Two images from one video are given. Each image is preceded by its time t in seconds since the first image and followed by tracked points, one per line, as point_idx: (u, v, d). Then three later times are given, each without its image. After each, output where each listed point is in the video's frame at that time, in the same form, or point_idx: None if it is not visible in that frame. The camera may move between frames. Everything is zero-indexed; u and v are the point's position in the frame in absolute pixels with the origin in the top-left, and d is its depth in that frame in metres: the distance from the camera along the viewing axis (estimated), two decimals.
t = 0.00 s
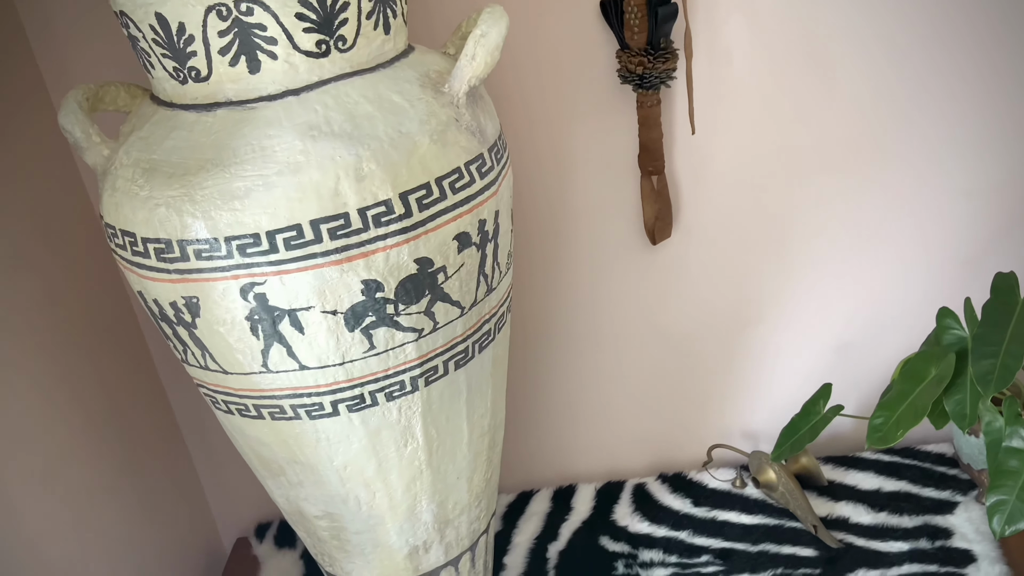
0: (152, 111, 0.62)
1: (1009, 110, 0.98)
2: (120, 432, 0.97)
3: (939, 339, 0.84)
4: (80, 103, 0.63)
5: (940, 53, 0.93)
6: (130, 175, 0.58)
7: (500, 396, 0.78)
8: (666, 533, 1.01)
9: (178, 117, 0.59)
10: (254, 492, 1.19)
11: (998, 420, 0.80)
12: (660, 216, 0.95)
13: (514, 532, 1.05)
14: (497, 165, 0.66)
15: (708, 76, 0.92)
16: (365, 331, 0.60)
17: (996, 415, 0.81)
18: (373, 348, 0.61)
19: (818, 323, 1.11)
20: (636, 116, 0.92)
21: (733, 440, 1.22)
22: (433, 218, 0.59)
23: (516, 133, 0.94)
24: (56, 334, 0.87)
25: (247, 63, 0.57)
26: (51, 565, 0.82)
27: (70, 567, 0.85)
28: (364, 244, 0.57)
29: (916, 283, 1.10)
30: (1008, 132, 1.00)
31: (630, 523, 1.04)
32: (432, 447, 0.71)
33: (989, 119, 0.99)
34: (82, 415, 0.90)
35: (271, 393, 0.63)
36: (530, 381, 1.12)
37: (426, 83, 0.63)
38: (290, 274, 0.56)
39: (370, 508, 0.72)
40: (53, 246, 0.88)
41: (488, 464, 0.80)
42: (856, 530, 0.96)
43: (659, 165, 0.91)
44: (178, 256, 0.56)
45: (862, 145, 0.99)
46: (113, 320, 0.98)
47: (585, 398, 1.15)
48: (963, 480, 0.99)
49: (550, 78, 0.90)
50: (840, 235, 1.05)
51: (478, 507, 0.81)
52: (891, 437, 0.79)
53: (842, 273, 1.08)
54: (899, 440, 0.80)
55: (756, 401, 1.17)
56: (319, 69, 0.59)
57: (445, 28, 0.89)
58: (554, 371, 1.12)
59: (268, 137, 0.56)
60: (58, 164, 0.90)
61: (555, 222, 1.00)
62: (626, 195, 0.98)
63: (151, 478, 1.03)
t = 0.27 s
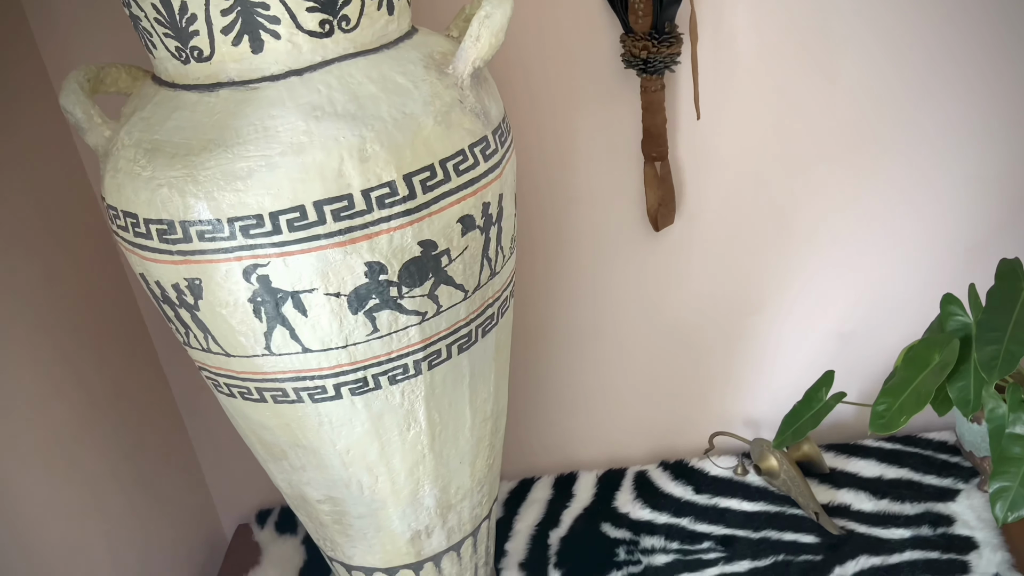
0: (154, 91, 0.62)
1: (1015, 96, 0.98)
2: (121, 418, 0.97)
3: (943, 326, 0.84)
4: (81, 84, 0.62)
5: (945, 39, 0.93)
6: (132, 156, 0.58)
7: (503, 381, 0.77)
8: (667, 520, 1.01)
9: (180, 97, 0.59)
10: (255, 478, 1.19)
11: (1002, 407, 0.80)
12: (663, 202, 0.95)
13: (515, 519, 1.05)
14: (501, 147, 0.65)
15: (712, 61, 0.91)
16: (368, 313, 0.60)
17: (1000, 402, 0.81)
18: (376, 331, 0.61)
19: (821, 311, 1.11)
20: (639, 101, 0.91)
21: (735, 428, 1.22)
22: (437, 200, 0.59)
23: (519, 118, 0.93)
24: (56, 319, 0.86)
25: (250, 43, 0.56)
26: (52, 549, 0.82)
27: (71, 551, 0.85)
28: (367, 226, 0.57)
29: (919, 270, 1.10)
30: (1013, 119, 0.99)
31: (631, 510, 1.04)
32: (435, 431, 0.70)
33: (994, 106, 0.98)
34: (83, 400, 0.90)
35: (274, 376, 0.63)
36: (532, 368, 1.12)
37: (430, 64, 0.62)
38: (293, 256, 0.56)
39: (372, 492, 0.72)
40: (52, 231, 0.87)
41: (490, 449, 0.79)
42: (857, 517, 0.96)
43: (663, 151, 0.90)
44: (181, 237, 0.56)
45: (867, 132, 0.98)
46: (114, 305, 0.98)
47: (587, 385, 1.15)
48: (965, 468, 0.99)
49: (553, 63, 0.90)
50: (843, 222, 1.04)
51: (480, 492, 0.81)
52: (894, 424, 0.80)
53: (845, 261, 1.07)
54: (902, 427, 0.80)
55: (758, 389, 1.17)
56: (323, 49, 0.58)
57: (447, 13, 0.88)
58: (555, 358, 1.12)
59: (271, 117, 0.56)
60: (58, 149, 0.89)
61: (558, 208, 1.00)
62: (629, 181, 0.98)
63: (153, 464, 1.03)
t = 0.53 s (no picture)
0: (156, 69, 0.61)
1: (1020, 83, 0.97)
2: (123, 402, 0.97)
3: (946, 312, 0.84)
4: (83, 62, 0.62)
5: (951, 25, 0.92)
6: (135, 134, 0.58)
7: (505, 365, 0.77)
8: (668, 506, 1.01)
9: (182, 75, 0.59)
10: (256, 463, 1.19)
11: (1004, 393, 0.80)
12: (666, 188, 0.95)
13: (516, 505, 1.05)
14: (505, 128, 0.65)
15: (717, 46, 0.90)
16: (371, 294, 0.60)
17: (1002, 388, 0.81)
18: (379, 312, 0.61)
19: (823, 298, 1.11)
20: (643, 86, 0.91)
21: (736, 415, 1.22)
22: (441, 180, 0.59)
23: (521, 103, 0.93)
24: (57, 302, 0.86)
25: (253, 20, 0.56)
26: (54, 531, 0.82)
27: (72, 534, 0.85)
28: (371, 205, 0.56)
29: (922, 257, 1.09)
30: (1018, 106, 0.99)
31: (632, 496, 1.04)
32: (437, 414, 0.70)
33: (999, 93, 0.98)
34: (84, 383, 0.90)
35: (277, 357, 0.63)
36: (533, 354, 1.12)
37: (434, 43, 0.62)
38: (296, 235, 0.56)
39: (374, 474, 0.72)
40: (53, 214, 0.87)
41: (492, 433, 0.79)
42: (858, 504, 0.96)
43: (667, 136, 0.90)
44: (184, 216, 0.56)
45: (871, 118, 0.98)
46: (115, 289, 0.98)
47: (588, 372, 1.15)
48: (966, 455, 0.99)
49: (557, 47, 0.89)
50: (846, 209, 1.04)
51: (482, 475, 0.81)
52: (897, 409, 0.80)
53: (847, 247, 1.07)
54: (905, 412, 0.80)
55: (759, 376, 1.17)
56: (326, 27, 0.58)
57: None
58: (556, 344, 1.12)
59: (275, 95, 0.55)
60: (58, 132, 0.89)
61: (560, 194, 0.99)
62: (632, 166, 0.97)
63: (154, 449, 1.03)
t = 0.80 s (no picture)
0: (159, 47, 0.61)
1: None
2: (123, 385, 0.97)
3: (949, 299, 0.84)
4: (85, 39, 0.61)
5: (957, 11, 0.92)
6: (137, 111, 0.57)
7: (507, 349, 0.77)
8: (668, 492, 1.01)
9: (185, 52, 0.58)
10: (256, 448, 1.19)
11: (1006, 380, 0.81)
12: (669, 173, 0.94)
13: (516, 491, 1.05)
14: (509, 109, 0.64)
15: (722, 31, 0.90)
16: (374, 275, 0.59)
17: (1004, 375, 0.82)
18: (382, 292, 0.61)
19: (825, 286, 1.11)
20: (647, 71, 0.91)
21: (737, 403, 1.22)
22: (445, 160, 0.58)
23: (524, 87, 0.92)
24: (57, 283, 0.86)
25: None
26: (54, 513, 0.82)
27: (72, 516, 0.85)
28: (374, 184, 0.56)
29: (924, 245, 1.09)
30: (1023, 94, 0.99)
31: (632, 483, 1.04)
32: (439, 396, 0.70)
33: (1004, 81, 0.97)
34: (84, 365, 0.89)
35: (278, 337, 0.62)
36: (534, 340, 1.12)
37: (439, 22, 0.61)
38: (299, 214, 0.55)
39: (375, 457, 0.72)
40: (53, 196, 0.87)
41: (494, 417, 0.79)
42: (858, 491, 0.96)
43: (670, 121, 0.90)
44: (186, 194, 0.55)
45: (875, 104, 0.97)
46: (116, 272, 0.97)
47: (589, 359, 1.15)
48: (967, 444, 0.99)
49: (560, 31, 0.88)
50: (849, 195, 1.04)
51: (483, 460, 0.80)
52: (899, 396, 0.80)
53: (850, 234, 1.07)
54: (906, 399, 0.80)
55: (760, 363, 1.17)
56: (330, 5, 0.57)
57: None
58: (557, 331, 1.11)
59: (278, 72, 0.55)
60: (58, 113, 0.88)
61: (562, 178, 0.99)
62: (634, 152, 0.97)
63: (154, 433, 1.03)
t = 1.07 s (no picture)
0: (161, 21, 0.61)
1: None
2: (123, 366, 0.97)
3: (952, 284, 0.84)
4: (87, 13, 0.61)
5: None
6: (139, 85, 0.57)
7: (509, 330, 0.77)
8: (668, 478, 1.02)
9: (187, 26, 0.58)
10: (256, 431, 1.19)
11: (1009, 366, 0.81)
12: (672, 158, 0.94)
13: (516, 476, 1.05)
14: (514, 87, 0.64)
15: (727, 15, 0.89)
16: (377, 252, 0.59)
17: (1008, 361, 0.82)
18: (385, 271, 0.60)
19: (827, 273, 1.11)
20: (651, 54, 0.90)
21: (737, 389, 1.22)
22: (449, 137, 0.58)
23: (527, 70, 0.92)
24: (57, 263, 0.85)
25: None
26: (54, 492, 0.82)
27: (72, 496, 0.85)
28: (378, 160, 0.55)
29: (927, 231, 1.09)
30: None
31: (632, 468, 1.04)
32: (441, 377, 0.70)
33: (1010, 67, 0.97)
34: (84, 345, 0.89)
35: (281, 315, 0.62)
36: (535, 325, 1.12)
37: None
38: (302, 189, 0.55)
39: (377, 437, 0.71)
40: (52, 176, 0.86)
41: (495, 399, 0.79)
42: (858, 477, 0.96)
43: (674, 105, 0.89)
44: (189, 168, 0.55)
45: (879, 89, 0.97)
46: (115, 253, 0.97)
47: (590, 344, 1.14)
48: (967, 431, 1.00)
49: (564, 14, 0.88)
50: (853, 182, 1.03)
51: (484, 442, 0.80)
52: (901, 380, 0.80)
53: (853, 219, 1.06)
54: (909, 383, 0.80)
55: (761, 350, 1.17)
56: None
57: None
58: (558, 316, 1.11)
59: (282, 46, 0.55)
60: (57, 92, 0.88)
61: (565, 162, 0.98)
62: (637, 136, 0.97)
63: (154, 414, 1.03)
